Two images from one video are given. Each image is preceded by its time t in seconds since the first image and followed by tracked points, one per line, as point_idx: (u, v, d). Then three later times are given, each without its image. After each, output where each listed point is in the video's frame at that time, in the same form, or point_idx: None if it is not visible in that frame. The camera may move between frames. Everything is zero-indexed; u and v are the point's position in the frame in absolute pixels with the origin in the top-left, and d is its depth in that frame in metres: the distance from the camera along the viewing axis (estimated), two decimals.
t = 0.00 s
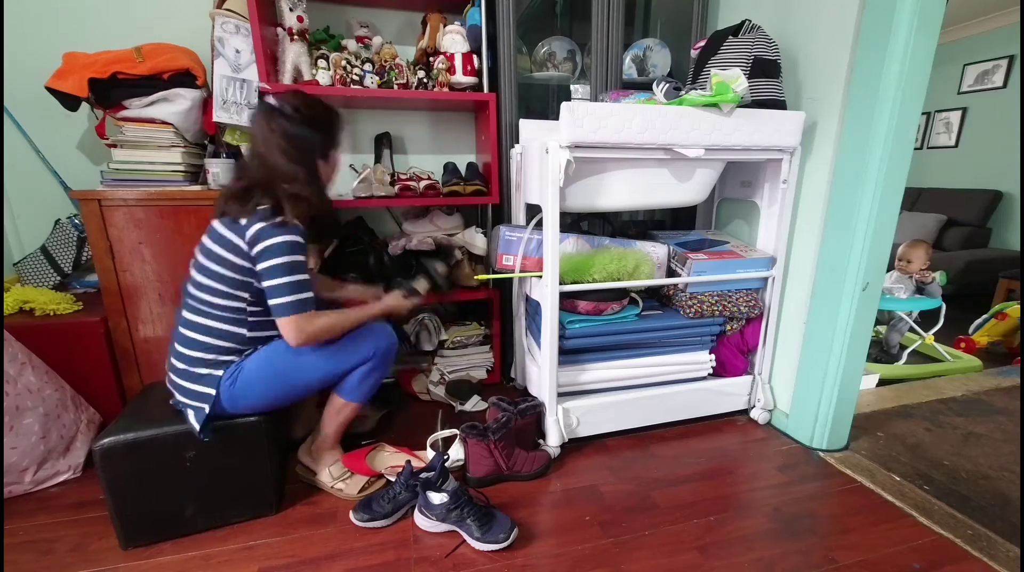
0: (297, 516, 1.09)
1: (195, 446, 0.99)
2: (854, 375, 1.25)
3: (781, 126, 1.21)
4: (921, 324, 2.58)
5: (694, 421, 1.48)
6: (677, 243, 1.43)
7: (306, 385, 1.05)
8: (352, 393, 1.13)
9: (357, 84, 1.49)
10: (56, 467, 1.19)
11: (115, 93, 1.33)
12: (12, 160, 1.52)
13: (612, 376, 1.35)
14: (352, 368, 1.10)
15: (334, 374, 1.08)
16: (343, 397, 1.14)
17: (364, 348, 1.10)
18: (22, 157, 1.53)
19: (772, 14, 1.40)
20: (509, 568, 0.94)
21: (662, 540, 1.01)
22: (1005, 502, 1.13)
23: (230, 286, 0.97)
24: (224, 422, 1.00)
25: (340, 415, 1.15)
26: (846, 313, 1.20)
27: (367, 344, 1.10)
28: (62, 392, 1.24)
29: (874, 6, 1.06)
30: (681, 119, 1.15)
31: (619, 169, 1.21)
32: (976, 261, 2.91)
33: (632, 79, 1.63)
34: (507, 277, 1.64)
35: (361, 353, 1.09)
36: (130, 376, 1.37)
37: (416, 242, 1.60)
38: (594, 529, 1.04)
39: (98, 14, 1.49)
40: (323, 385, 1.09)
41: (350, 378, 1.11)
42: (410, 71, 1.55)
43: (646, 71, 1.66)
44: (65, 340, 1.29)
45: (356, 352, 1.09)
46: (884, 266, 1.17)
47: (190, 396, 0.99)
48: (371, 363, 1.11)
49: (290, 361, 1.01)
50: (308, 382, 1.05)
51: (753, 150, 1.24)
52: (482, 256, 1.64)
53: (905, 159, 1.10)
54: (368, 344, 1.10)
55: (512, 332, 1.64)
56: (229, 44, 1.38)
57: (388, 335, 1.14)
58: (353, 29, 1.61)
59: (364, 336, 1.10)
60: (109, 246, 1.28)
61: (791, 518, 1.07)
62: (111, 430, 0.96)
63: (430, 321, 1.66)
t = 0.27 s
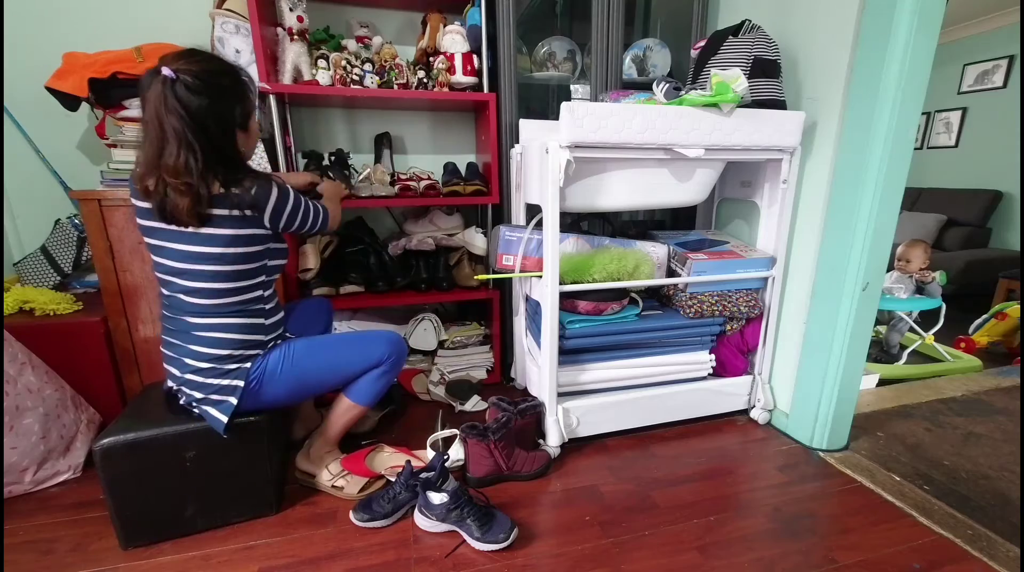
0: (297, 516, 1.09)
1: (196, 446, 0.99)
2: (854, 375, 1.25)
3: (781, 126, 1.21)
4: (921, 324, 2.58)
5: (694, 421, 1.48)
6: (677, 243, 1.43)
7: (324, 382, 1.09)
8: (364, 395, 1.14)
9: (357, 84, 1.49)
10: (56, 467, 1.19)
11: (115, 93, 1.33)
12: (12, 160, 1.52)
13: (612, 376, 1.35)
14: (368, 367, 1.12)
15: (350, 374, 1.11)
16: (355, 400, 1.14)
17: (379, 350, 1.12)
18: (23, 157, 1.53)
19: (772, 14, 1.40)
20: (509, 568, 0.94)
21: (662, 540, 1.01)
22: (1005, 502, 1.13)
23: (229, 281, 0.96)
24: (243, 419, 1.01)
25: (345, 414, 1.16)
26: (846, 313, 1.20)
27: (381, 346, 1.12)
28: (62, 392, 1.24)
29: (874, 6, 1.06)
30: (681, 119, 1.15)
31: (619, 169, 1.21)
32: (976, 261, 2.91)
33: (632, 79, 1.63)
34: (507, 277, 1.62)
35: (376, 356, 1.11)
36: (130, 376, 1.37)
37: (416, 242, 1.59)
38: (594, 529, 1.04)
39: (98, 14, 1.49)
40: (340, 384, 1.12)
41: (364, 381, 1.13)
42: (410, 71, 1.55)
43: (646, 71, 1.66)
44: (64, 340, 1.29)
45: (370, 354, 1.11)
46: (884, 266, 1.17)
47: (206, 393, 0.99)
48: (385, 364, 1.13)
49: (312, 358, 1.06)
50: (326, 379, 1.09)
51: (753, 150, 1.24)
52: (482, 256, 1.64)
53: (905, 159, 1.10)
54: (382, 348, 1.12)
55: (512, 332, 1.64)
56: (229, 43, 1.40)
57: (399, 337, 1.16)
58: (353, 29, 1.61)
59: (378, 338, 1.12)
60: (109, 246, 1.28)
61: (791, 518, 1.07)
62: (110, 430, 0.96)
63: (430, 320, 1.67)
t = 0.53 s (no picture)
0: (297, 516, 1.09)
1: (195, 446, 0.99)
2: (854, 375, 1.25)
3: (781, 126, 1.21)
4: (920, 324, 2.58)
5: (694, 421, 1.48)
6: (677, 243, 1.43)
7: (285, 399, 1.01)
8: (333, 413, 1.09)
9: (357, 84, 1.49)
10: (56, 467, 1.19)
11: (115, 93, 1.33)
12: (12, 160, 1.52)
13: (612, 376, 1.35)
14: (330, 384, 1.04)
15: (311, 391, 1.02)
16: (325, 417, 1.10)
17: (336, 365, 1.01)
18: (23, 157, 1.53)
19: (772, 14, 1.40)
20: (509, 568, 0.94)
21: (662, 540, 1.01)
22: (1005, 502, 1.13)
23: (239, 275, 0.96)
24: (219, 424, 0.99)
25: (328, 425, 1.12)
26: (846, 312, 1.20)
27: (339, 359, 1.02)
28: (62, 392, 1.24)
29: (874, 6, 1.07)
30: (681, 119, 1.15)
31: (619, 169, 1.21)
32: (976, 261, 2.91)
33: (632, 79, 1.63)
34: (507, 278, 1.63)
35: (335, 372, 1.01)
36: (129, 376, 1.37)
37: (416, 242, 1.59)
38: (594, 529, 1.04)
39: (99, 14, 1.49)
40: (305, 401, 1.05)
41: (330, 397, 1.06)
42: (410, 71, 1.55)
43: (646, 71, 1.66)
44: (64, 340, 1.29)
45: (328, 369, 1.01)
46: (884, 266, 1.17)
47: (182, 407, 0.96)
48: (352, 379, 1.04)
49: (268, 374, 0.98)
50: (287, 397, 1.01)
51: (753, 150, 1.24)
52: (482, 256, 1.64)
53: (905, 159, 1.10)
54: (341, 361, 1.02)
55: (512, 332, 1.64)
56: (228, 44, 1.38)
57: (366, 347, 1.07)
58: (353, 29, 1.61)
59: (338, 350, 1.02)
60: (109, 246, 1.28)
61: (791, 518, 1.07)
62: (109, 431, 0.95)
63: (430, 320, 1.67)
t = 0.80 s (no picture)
0: (297, 516, 1.09)
1: (210, 445, 0.99)
2: (854, 374, 1.25)
3: (781, 126, 1.21)
4: (921, 324, 2.58)
5: (694, 421, 1.48)
6: (677, 243, 1.43)
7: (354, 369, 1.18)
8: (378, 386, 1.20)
9: (357, 84, 1.49)
10: (55, 467, 1.19)
11: (115, 92, 1.34)
12: (12, 160, 1.52)
13: (612, 376, 1.35)
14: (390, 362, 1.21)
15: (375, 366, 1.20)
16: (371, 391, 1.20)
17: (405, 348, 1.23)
18: (23, 157, 1.53)
19: (772, 14, 1.40)
20: (508, 568, 0.94)
21: (662, 540, 1.01)
22: (1005, 502, 1.13)
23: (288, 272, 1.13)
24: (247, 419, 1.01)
25: (353, 409, 1.19)
26: (846, 312, 1.20)
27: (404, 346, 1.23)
28: (62, 392, 1.24)
29: (874, 6, 1.06)
30: (681, 119, 1.15)
31: (619, 169, 1.21)
32: (976, 261, 2.91)
33: (632, 79, 1.63)
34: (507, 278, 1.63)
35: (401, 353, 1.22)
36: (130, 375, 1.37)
37: (416, 242, 1.60)
38: (593, 529, 1.04)
39: (98, 14, 1.49)
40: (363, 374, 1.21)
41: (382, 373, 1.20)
42: (410, 71, 1.55)
43: (646, 71, 1.66)
44: (65, 341, 1.29)
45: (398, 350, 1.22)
46: (885, 266, 1.17)
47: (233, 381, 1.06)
48: (406, 362, 1.23)
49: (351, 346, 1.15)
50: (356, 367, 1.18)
51: (753, 150, 1.24)
52: (482, 256, 1.64)
53: (905, 159, 1.10)
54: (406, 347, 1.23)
55: (512, 332, 1.64)
56: (228, 43, 1.39)
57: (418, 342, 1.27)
58: (353, 29, 1.61)
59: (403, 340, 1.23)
60: (109, 246, 1.28)
61: (791, 518, 1.07)
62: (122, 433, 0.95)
63: (430, 320, 1.66)
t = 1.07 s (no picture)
0: (297, 516, 1.09)
1: (210, 445, 0.99)
2: (854, 375, 1.25)
3: (781, 127, 1.21)
4: (921, 324, 2.58)
5: (694, 421, 1.48)
6: (677, 243, 1.43)
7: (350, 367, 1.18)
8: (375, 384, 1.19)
9: (357, 84, 1.49)
10: (56, 467, 1.19)
11: (115, 92, 1.33)
12: (12, 160, 1.52)
13: (612, 376, 1.35)
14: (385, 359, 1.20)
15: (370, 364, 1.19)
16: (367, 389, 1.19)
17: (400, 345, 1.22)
18: (22, 157, 1.53)
19: (772, 14, 1.40)
20: (508, 569, 0.94)
21: (662, 540, 1.01)
22: (1005, 502, 1.13)
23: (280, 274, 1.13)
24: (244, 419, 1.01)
25: (353, 408, 1.19)
26: (846, 312, 1.20)
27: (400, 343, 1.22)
28: (62, 392, 1.24)
29: (874, 6, 1.06)
30: (681, 119, 1.15)
31: (619, 169, 1.21)
32: (976, 261, 2.91)
33: (632, 79, 1.63)
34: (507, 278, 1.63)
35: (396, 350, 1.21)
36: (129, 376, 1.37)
37: (416, 242, 1.60)
38: (593, 529, 1.04)
39: (98, 14, 1.49)
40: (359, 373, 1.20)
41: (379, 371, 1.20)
42: (410, 71, 1.55)
43: (646, 71, 1.66)
44: (65, 341, 1.29)
45: (393, 346, 1.21)
46: (885, 266, 1.17)
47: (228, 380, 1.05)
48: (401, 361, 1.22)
49: (344, 342, 1.15)
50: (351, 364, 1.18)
51: (753, 150, 1.24)
52: (482, 256, 1.64)
53: (905, 159, 1.10)
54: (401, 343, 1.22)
55: (512, 331, 1.64)
56: (229, 43, 1.39)
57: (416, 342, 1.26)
58: (353, 29, 1.61)
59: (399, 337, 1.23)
60: (109, 246, 1.28)
61: (791, 518, 1.07)
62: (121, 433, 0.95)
63: (430, 320, 1.65)
